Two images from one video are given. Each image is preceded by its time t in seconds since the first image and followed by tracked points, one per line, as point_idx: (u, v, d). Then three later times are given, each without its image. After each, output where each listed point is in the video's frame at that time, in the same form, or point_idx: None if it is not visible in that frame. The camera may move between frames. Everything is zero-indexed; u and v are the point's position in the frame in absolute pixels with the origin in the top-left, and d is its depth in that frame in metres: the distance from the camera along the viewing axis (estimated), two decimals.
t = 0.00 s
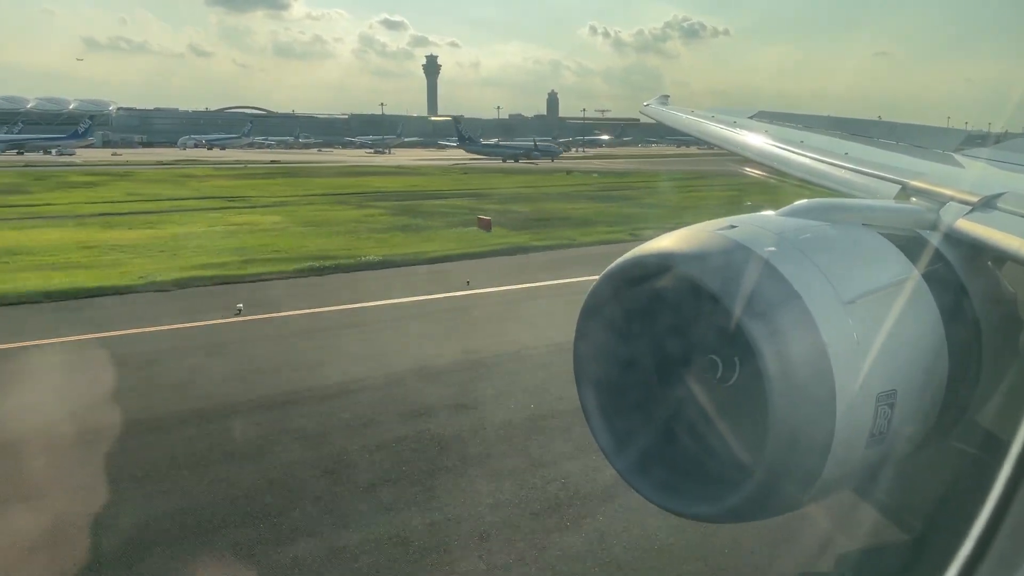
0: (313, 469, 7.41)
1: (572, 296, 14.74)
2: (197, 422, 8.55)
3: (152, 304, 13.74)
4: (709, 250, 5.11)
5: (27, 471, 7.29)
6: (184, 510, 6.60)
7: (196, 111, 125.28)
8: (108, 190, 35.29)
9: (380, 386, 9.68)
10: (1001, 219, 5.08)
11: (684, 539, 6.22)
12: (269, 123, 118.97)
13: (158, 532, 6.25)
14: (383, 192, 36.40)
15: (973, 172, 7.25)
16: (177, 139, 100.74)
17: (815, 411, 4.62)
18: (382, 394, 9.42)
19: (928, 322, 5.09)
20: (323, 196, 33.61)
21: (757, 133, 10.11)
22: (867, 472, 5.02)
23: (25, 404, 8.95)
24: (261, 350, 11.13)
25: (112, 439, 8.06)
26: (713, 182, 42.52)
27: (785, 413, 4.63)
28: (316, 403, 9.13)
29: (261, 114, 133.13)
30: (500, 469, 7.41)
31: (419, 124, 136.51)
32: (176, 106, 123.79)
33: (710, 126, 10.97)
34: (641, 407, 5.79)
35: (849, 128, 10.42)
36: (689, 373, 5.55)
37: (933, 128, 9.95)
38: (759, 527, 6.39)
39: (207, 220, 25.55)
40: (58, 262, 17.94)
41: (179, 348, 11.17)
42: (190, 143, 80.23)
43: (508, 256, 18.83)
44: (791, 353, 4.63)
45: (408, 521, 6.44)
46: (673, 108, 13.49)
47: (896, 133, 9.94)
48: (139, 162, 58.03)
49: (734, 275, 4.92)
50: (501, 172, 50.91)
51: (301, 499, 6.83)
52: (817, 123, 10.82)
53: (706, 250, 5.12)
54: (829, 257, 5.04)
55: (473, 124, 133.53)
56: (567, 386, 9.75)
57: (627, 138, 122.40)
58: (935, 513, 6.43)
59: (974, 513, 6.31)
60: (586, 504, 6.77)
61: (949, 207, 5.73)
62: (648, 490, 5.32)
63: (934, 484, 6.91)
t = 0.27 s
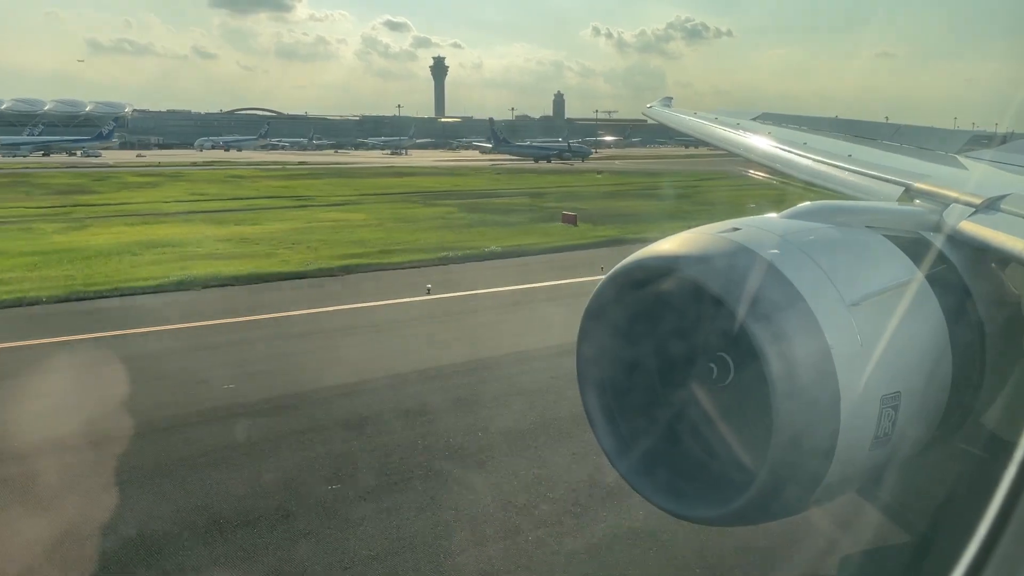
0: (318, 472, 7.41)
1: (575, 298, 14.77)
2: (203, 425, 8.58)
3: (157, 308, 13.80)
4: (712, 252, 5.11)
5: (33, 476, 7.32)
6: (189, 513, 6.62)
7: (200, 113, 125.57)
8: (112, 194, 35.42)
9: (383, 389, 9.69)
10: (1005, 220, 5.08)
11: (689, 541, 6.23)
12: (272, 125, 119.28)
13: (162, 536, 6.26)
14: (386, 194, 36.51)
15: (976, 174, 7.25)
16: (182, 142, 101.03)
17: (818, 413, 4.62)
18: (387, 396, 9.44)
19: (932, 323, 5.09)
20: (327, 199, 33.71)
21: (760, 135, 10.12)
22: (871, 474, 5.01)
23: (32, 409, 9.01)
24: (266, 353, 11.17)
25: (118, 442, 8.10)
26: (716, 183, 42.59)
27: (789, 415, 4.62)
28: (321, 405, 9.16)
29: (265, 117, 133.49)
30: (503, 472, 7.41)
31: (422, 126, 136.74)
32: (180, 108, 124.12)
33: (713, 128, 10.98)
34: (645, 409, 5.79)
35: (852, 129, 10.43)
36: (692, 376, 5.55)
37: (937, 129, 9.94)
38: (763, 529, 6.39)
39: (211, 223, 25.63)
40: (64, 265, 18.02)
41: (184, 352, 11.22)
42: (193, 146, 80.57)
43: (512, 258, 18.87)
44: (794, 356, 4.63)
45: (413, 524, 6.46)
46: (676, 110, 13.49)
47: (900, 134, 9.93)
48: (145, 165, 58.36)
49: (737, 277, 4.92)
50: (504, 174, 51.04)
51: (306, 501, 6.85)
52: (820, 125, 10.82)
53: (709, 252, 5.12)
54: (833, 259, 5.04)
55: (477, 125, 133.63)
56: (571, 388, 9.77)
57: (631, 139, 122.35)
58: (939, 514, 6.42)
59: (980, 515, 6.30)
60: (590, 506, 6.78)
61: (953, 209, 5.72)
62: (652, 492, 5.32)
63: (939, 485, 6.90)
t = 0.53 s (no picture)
0: (322, 473, 7.43)
1: (579, 298, 14.77)
2: (207, 425, 8.61)
3: (161, 308, 13.84)
4: (715, 252, 5.11)
5: (38, 476, 7.35)
6: (193, 513, 6.65)
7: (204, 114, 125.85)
8: (117, 194, 35.49)
9: (386, 390, 9.71)
10: (1009, 220, 5.07)
11: (692, 541, 6.23)
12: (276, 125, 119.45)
13: (167, 536, 6.28)
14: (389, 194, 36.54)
15: (980, 174, 7.23)
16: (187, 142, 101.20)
17: (821, 413, 4.62)
18: (390, 396, 9.46)
19: (935, 323, 5.08)
20: (330, 199, 33.76)
21: (763, 135, 10.11)
22: (874, 474, 5.01)
23: (37, 409, 9.04)
24: (269, 354, 11.20)
25: (123, 443, 8.13)
26: (720, 183, 42.54)
27: (792, 415, 4.62)
28: (324, 406, 9.18)
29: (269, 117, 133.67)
30: (506, 472, 7.43)
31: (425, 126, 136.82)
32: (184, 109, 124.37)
33: (716, 128, 10.98)
34: (648, 409, 5.80)
35: (856, 129, 10.41)
36: (695, 376, 5.56)
37: (940, 129, 9.93)
38: (767, 529, 6.39)
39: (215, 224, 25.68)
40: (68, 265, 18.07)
41: (188, 352, 11.26)
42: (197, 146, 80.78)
43: (515, 259, 18.87)
44: (797, 356, 4.63)
45: (416, 523, 6.48)
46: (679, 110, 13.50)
47: (903, 134, 9.92)
48: (149, 166, 58.51)
49: (740, 277, 4.92)
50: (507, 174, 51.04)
51: (309, 501, 6.88)
52: (823, 125, 10.81)
53: (712, 252, 5.12)
54: (836, 259, 5.04)
55: (480, 125, 133.68)
56: (575, 388, 9.77)
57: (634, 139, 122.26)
58: (942, 514, 6.42)
59: (983, 515, 6.29)
60: (593, 506, 6.78)
61: (956, 208, 5.72)
62: (655, 492, 5.33)
63: (942, 485, 6.89)
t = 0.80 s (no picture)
0: (324, 473, 7.43)
1: (581, 298, 14.76)
2: (210, 426, 8.63)
3: (163, 309, 13.87)
4: (718, 251, 5.10)
5: (41, 477, 7.37)
6: (196, 513, 6.66)
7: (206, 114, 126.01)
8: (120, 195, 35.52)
9: (388, 390, 9.71)
10: (1012, 219, 5.04)
11: (695, 541, 6.22)
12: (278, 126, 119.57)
13: (170, 536, 6.30)
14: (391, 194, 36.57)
15: (983, 172, 7.21)
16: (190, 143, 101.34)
17: (823, 413, 4.61)
18: (392, 397, 9.46)
19: (938, 322, 5.07)
20: (332, 199, 33.77)
21: (766, 134, 10.09)
22: (877, 474, 5.00)
23: (40, 411, 9.06)
24: (271, 354, 11.21)
25: (126, 443, 8.16)
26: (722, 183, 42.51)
27: (794, 415, 4.62)
28: (326, 406, 9.19)
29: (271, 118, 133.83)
30: (508, 473, 7.42)
31: (427, 127, 136.86)
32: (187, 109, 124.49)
33: (718, 128, 10.96)
34: (651, 409, 5.79)
35: (859, 129, 10.38)
36: (697, 375, 5.55)
37: (943, 127, 9.89)
38: (770, 528, 6.38)
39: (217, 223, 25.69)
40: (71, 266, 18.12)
41: (190, 353, 11.28)
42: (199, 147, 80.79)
43: (517, 258, 18.87)
44: (800, 355, 4.62)
45: (418, 523, 6.48)
46: (681, 109, 13.48)
47: (906, 133, 9.89)
48: (152, 166, 58.53)
49: (743, 276, 4.91)
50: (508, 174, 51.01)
51: (312, 502, 6.87)
52: (826, 124, 10.79)
53: (714, 251, 5.11)
54: (838, 258, 5.02)
55: (482, 125, 133.66)
56: (577, 388, 9.76)
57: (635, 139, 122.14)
58: (946, 514, 6.40)
59: (987, 516, 6.27)
60: (596, 506, 6.78)
61: (959, 207, 5.70)
62: (657, 492, 5.32)
63: (945, 485, 6.88)
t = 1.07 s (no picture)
0: (326, 473, 7.45)
1: (582, 298, 14.78)
2: (212, 425, 8.66)
3: (165, 308, 13.90)
4: (720, 251, 5.11)
5: (43, 476, 7.37)
6: (200, 513, 6.68)
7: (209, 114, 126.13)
8: (122, 195, 35.56)
9: (390, 390, 9.73)
10: (1013, 219, 5.05)
11: (696, 541, 6.23)
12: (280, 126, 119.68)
13: (173, 535, 6.32)
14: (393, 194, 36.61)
15: (984, 173, 7.22)
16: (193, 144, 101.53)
17: (825, 412, 4.62)
18: (394, 397, 9.48)
19: (939, 322, 5.08)
20: (334, 199, 33.81)
21: (767, 135, 10.10)
22: (878, 473, 5.01)
23: (43, 410, 9.09)
24: (273, 354, 11.24)
25: (129, 442, 8.18)
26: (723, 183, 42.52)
27: (796, 415, 4.63)
28: (328, 406, 9.21)
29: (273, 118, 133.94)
30: (510, 472, 7.43)
31: (429, 127, 136.90)
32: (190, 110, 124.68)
33: (719, 128, 10.97)
34: (653, 408, 5.79)
35: (860, 129, 10.39)
36: (700, 376, 5.56)
37: (945, 128, 9.89)
38: (771, 528, 6.39)
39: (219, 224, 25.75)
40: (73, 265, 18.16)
41: (193, 353, 11.31)
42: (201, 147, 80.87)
43: (518, 259, 18.89)
44: (802, 355, 4.63)
45: (421, 522, 6.50)
46: (682, 110, 13.48)
47: (907, 133, 9.90)
48: (155, 167, 58.56)
49: (745, 277, 4.93)
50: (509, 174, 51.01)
51: (314, 501, 6.88)
52: (827, 124, 10.79)
53: (716, 251, 5.12)
54: (840, 258, 5.03)
55: (484, 125, 133.70)
56: (578, 388, 9.78)
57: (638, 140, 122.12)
58: (947, 514, 6.40)
59: (987, 517, 6.28)
60: (597, 505, 6.80)
61: (960, 207, 5.71)
62: (659, 491, 5.32)
63: (946, 485, 6.88)
